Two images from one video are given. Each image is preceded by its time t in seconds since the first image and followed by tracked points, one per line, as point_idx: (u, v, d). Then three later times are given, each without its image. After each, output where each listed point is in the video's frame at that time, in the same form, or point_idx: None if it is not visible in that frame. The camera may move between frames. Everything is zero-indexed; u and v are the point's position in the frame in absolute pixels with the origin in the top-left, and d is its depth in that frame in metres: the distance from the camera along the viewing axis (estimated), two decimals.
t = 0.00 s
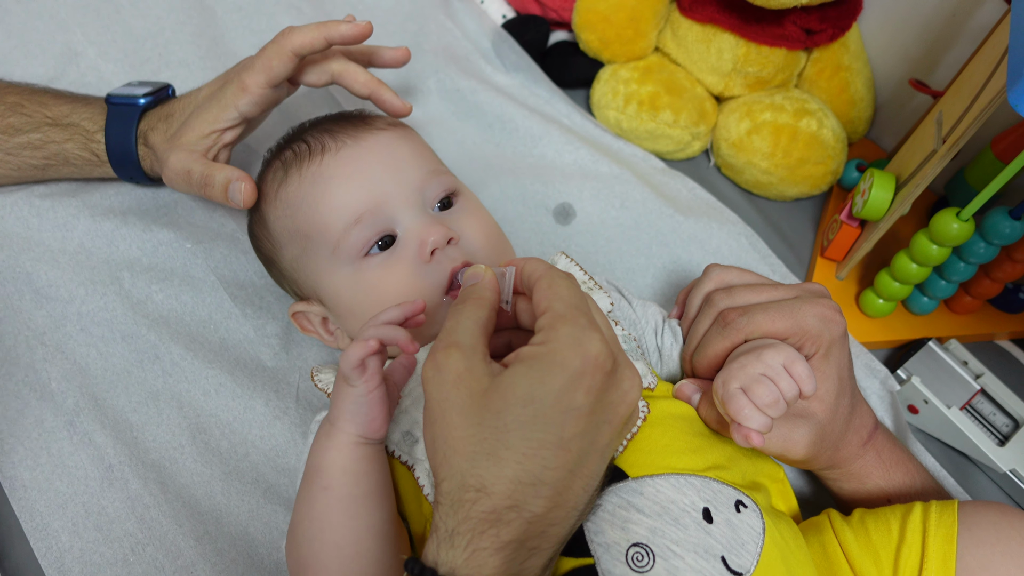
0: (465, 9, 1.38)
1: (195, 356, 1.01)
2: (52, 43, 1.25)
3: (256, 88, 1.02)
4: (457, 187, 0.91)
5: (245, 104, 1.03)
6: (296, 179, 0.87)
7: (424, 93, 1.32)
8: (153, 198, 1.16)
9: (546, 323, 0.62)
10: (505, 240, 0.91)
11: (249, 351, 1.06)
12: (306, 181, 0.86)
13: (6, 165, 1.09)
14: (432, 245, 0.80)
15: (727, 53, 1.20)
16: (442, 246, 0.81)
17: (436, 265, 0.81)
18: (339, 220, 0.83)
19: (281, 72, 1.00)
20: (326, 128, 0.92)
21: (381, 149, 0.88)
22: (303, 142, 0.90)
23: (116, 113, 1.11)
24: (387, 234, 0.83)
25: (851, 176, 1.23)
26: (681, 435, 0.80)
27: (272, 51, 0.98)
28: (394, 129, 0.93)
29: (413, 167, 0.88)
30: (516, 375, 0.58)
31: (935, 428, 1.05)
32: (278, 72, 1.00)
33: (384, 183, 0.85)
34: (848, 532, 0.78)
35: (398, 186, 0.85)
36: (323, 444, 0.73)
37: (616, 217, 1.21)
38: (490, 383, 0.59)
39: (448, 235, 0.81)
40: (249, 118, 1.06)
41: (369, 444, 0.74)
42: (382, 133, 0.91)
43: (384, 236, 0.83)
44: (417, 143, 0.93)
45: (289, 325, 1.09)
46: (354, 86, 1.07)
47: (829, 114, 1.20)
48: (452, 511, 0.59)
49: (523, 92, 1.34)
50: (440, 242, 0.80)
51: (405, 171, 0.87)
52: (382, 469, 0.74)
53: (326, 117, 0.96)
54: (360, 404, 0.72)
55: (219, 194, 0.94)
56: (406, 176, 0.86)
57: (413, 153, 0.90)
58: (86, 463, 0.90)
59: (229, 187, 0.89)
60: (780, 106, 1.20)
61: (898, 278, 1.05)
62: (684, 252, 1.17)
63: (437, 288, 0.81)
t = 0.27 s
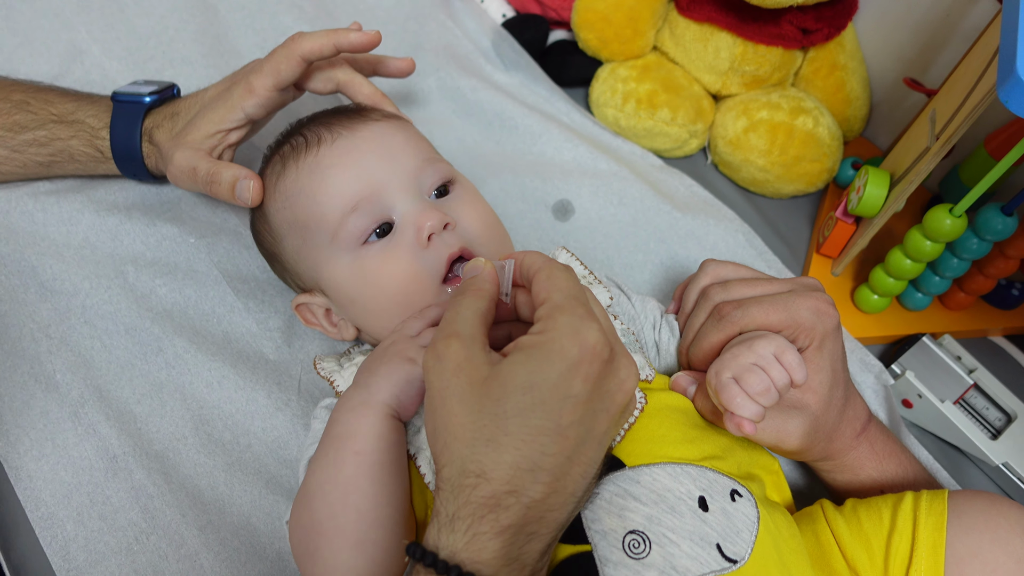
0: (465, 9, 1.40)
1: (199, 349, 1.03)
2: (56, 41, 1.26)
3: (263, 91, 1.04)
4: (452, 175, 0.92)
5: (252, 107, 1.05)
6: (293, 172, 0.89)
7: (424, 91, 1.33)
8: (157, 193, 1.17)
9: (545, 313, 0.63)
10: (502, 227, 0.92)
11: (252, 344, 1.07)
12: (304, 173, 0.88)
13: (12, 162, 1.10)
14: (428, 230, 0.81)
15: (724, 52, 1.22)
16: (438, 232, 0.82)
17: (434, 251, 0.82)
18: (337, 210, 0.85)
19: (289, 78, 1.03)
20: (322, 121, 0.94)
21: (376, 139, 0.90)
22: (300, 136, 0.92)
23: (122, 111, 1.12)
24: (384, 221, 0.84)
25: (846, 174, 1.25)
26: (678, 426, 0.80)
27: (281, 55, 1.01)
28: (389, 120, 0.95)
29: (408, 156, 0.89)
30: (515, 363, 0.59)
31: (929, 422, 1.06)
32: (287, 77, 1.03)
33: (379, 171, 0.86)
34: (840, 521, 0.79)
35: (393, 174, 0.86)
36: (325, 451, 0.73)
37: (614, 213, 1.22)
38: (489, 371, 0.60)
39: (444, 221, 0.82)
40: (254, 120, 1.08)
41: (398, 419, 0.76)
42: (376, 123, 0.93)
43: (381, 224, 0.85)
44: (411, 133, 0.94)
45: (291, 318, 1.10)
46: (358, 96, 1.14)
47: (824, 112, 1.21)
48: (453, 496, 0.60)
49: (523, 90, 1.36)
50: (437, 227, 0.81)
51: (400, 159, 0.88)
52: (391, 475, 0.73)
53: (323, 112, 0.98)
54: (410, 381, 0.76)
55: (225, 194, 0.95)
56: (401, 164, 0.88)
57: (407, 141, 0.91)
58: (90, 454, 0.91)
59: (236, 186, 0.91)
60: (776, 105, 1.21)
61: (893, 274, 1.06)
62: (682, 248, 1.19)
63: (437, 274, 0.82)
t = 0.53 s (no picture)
0: (470, 8, 1.42)
1: (208, 342, 1.04)
2: (67, 38, 1.28)
3: (271, 90, 1.05)
4: (476, 174, 0.94)
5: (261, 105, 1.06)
6: (321, 168, 0.91)
7: (429, 89, 1.35)
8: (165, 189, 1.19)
9: (558, 304, 0.65)
10: (522, 226, 0.94)
11: (260, 337, 1.09)
12: (331, 169, 0.90)
13: (23, 158, 1.12)
14: (453, 230, 0.83)
15: (726, 51, 1.24)
16: (463, 231, 0.84)
17: (458, 250, 0.83)
18: (363, 207, 0.87)
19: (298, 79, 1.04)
20: (351, 118, 0.95)
21: (403, 137, 0.91)
22: (329, 132, 0.94)
23: (130, 107, 1.13)
24: (409, 220, 0.86)
25: (846, 172, 1.26)
26: (686, 418, 0.79)
27: (291, 56, 1.02)
28: (416, 118, 0.96)
29: (433, 155, 0.91)
30: (527, 352, 0.61)
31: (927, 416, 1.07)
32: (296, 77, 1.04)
33: (406, 169, 0.88)
34: (838, 510, 0.81)
35: (419, 173, 0.88)
36: (347, 419, 0.73)
37: (616, 210, 1.24)
38: (502, 360, 0.62)
39: (469, 221, 0.84)
40: (263, 117, 1.09)
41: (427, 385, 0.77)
42: (404, 121, 0.94)
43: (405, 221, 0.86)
44: (437, 132, 0.96)
45: (299, 310, 1.12)
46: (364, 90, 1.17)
47: (825, 111, 1.23)
48: (463, 480, 0.62)
49: (527, 88, 1.38)
50: (461, 227, 0.83)
51: (426, 158, 0.90)
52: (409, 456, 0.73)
53: (350, 108, 1.00)
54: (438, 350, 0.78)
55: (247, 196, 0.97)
56: (427, 163, 0.89)
57: (434, 140, 0.93)
58: (101, 443, 0.93)
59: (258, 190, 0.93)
60: (777, 103, 1.23)
61: (892, 270, 1.08)
62: (683, 245, 1.20)
63: (459, 271, 0.84)
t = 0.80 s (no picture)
0: (471, 9, 1.44)
1: (215, 337, 1.06)
2: (75, 41, 1.30)
3: (282, 91, 1.08)
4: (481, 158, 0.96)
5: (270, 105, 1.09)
6: (332, 145, 0.94)
7: (431, 88, 1.37)
8: (173, 188, 1.21)
9: (549, 289, 0.66)
10: (525, 211, 0.96)
11: (266, 332, 1.11)
12: (341, 145, 0.93)
13: (34, 156, 1.14)
14: (456, 203, 0.85)
15: (723, 51, 1.25)
16: (466, 205, 0.86)
17: (461, 224, 0.85)
18: (371, 180, 0.89)
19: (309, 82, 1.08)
20: (364, 103, 0.99)
21: (412, 118, 0.94)
22: (342, 114, 0.97)
23: (140, 105, 1.16)
24: (414, 194, 0.88)
25: (842, 169, 1.28)
26: (681, 406, 0.81)
27: (303, 58, 1.06)
28: (426, 104, 0.99)
29: (441, 135, 0.93)
30: (518, 335, 0.62)
31: (922, 409, 1.09)
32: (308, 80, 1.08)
33: (412, 146, 0.90)
34: (835, 498, 0.82)
35: (426, 149, 0.90)
36: (360, 371, 0.76)
37: (616, 207, 1.26)
38: (497, 344, 0.64)
39: (471, 195, 0.86)
40: (274, 117, 1.12)
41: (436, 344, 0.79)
42: (413, 105, 0.97)
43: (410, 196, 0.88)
44: (446, 117, 0.98)
45: (303, 308, 1.14)
46: (373, 89, 1.20)
47: (821, 109, 1.25)
48: (458, 459, 0.64)
49: (528, 88, 1.40)
50: (464, 201, 0.85)
51: (433, 137, 0.92)
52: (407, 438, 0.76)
53: (364, 97, 1.03)
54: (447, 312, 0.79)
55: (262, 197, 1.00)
56: (433, 141, 0.92)
57: (442, 122, 0.96)
58: (110, 436, 0.95)
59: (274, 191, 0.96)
60: (774, 101, 1.25)
61: (887, 264, 1.09)
62: (681, 241, 1.22)
63: (463, 245, 0.85)
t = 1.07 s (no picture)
0: (458, 19, 1.47)
1: (207, 340, 1.08)
2: (70, 53, 1.33)
3: (271, 101, 1.10)
4: (464, 176, 0.99)
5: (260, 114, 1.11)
6: (317, 155, 0.96)
7: (419, 96, 1.39)
8: (165, 196, 1.23)
9: (520, 287, 0.70)
10: (503, 227, 0.98)
11: (257, 335, 1.13)
12: (326, 155, 0.95)
13: (29, 165, 1.16)
14: (433, 222, 0.87)
15: (705, 56, 1.28)
16: (443, 225, 0.88)
17: (437, 241, 0.88)
18: (351, 192, 0.91)
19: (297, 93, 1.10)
20: (353, 113, 1.01)
21: (397, 132, 0.96)
22: (330, 124, 1.00)
23: (134, 114, 1.19)
24: (392, 209, 0.90)
25: (823, 170, 1.30)
26: (660, 402, 0.83)
27: (291, 70, 1.08)
28: (414, 118, 1.01)
29: (424, 151, 0.96)
30: (492, 331, 0.65)
31: (901, 404, 1.11)
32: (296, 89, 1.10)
33: (394, 160, 0.93)
34: (814, 489, 0.81)
35: (408, 165, 0.93)
36: (351, 360, 0.77)
37: (600, 210, 1.28)
38: (473, 339, 0.66)
39: (449, 215, 0.88)
40: (263, 127, 1.14)
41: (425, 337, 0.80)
42: (401, 118, 1.00)
43: (389, 211, 0.91)
44: (432, 133, 1.01)
45: (294, 311, 1.16)
46: (361, 96, 1.23)
47: (800, 113, 1.28)
48: (435, 451, 0.66)
49: (514, 95, 1.42)
50: (441, 220, 0.87)
51: (416, 152, 0.95)
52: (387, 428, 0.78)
53: (354, 106, 1.06)
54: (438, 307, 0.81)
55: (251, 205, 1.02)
56: (416, 157, 0.94)
57: (426, 138, 0.98)
58: (104, 438, 0.97)
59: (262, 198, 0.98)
60: (755, 105, 1.27)
61: (866, 263, 1.12)
62: (665, 243, 1.24)
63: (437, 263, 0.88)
